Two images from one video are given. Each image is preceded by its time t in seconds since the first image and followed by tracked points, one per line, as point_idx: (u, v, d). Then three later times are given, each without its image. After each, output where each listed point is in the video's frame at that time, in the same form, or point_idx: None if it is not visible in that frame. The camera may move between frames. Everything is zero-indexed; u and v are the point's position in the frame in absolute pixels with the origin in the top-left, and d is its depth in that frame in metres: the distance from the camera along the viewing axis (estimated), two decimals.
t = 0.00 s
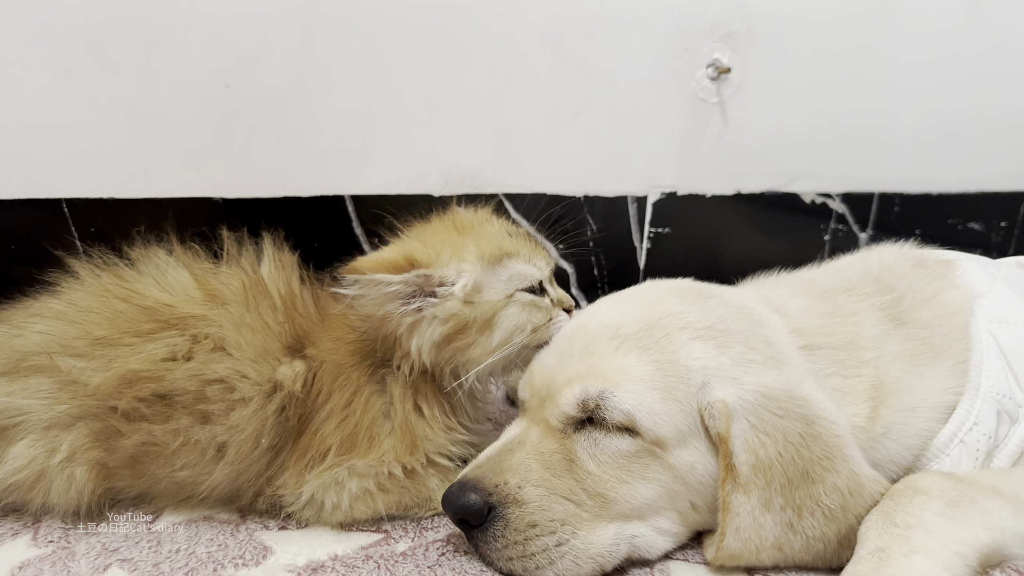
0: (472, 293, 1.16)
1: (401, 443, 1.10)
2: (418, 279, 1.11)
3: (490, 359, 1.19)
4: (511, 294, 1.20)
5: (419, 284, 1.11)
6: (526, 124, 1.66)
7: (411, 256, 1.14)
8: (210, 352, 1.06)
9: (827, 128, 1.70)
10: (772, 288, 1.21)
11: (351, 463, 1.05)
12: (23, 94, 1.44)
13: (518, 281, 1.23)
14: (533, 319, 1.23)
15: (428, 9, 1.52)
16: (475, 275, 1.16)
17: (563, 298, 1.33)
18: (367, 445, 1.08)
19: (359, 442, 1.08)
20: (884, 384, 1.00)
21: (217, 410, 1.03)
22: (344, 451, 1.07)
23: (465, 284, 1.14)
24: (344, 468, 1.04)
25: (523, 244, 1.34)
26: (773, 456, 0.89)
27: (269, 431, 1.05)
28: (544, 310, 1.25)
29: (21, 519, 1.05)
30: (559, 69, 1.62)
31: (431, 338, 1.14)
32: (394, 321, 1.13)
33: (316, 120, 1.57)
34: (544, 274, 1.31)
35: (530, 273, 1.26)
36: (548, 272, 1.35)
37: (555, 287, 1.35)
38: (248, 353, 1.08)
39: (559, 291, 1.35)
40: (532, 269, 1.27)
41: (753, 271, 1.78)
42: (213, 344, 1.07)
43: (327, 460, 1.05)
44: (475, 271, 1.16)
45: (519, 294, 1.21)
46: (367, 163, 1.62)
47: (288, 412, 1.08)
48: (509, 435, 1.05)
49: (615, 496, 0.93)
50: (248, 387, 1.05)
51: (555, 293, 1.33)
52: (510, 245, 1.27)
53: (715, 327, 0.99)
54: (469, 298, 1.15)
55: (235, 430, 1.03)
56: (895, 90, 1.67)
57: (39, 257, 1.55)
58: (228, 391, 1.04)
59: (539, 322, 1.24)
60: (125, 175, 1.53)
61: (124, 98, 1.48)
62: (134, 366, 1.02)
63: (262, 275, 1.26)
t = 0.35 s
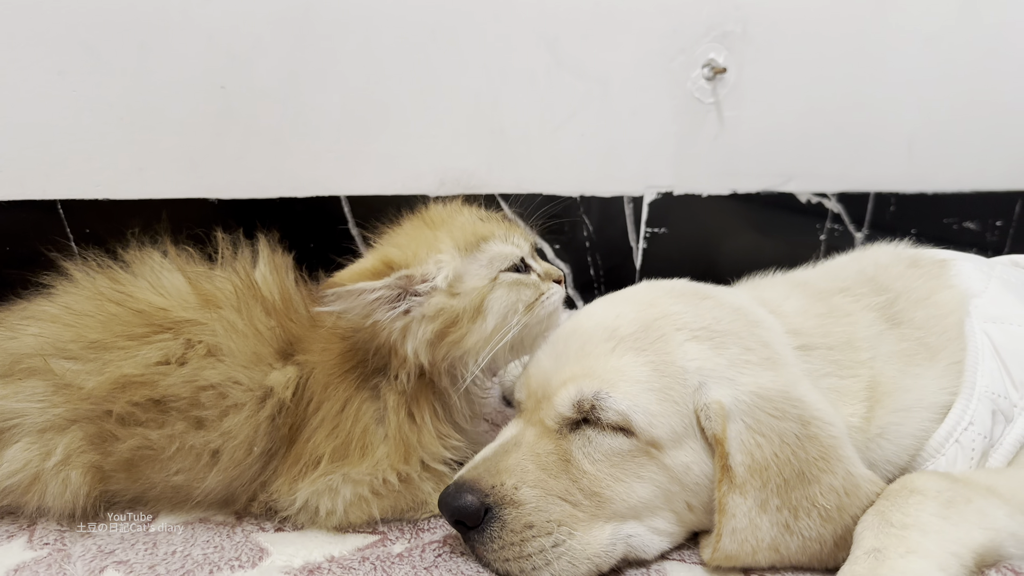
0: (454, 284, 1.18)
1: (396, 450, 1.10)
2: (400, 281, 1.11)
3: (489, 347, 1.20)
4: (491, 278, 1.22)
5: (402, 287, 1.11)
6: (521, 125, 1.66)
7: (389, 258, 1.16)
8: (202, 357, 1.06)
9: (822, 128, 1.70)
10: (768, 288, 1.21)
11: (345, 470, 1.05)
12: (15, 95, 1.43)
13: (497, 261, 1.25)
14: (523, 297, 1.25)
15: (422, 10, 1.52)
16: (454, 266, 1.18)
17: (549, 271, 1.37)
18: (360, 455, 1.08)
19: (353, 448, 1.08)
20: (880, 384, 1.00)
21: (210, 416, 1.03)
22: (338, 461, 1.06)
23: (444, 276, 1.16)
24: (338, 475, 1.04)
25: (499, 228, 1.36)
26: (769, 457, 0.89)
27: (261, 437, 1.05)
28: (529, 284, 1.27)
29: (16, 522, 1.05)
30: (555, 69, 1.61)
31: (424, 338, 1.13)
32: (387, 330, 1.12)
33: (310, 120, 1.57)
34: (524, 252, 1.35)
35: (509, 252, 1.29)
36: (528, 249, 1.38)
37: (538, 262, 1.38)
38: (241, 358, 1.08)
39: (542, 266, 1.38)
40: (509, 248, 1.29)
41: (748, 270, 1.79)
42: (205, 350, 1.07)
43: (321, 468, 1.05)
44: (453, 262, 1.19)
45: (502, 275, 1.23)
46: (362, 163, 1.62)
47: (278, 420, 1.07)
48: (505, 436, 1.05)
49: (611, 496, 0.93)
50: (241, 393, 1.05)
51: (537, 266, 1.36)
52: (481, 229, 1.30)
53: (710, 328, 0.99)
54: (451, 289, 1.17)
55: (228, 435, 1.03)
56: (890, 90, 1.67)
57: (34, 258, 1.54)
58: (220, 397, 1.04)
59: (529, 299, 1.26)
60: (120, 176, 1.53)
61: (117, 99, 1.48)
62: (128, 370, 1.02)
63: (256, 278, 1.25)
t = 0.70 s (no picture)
0: (461, 275, 1.19)
1: (397, 440, 1.11)
2: (409, 265, 1.14)
3: (485, 341, 1.21)
4: (495, 274, 1.24)
5: (409, 270, 1.14)
6: (517, 123, 1.66)
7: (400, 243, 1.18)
8: (202, 352, 1.06)
9: (817, 125, 1.70)
10: (764, 284, 1.21)
11: (345, 463, 1.06)
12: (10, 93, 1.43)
13: (502, 259, 1.27)
14: (522, 299, 1.27)
15: (418, 8, 1.52)
16: (462, 258, 1.20)
17: (546, 277, 1.39)
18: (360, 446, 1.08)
19: (353, 441, 1.08)
20: (876, 379, 1.01)
21: (209, 410, 1.03)
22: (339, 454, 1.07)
23: (452, 266, 1.17)
24: (338, 468, 1.05)
25: (502, 228, 1.38)
26: (765, 452, 0.89)
27: (261, 430, 1.05)
28: (528, 287, 1.29)
29: (15, 519, 1.05)
30: (551, 67, 1.62)
31: (425, 323, 1.14)
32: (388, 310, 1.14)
33: (307, 118, 1.57)
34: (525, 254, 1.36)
35: (512, 252, 1.30)
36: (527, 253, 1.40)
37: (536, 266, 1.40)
38: (240, 352, 1.08)
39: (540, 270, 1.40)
40: (512, 249, 1.31)
41: (744, 267, 1.80)
42: (205, 344, 1.07)
43: (321, 460, 1.06)
44: (462, 254, 1.20)
45: (505, 275, 1.25)
46: (358, 160, 1.62)
47: (280, 411, 1.07)
48: (503, 431, 1.05)
49: (608, 490, 0.94)
50: (240, 386, 1.04)
51: (535, 271, 1.38)
52: (488, 227, 1.32)
53: (707, 323, 0.99)
54: (459, 279, 1.18)
55: (227, 429, 1.03)
56: (886, 88, 1.67)
57: (32, 256, 1.54)
58: (220, 391, 1.04)
59: (528, 301, 1.28)
60: (116, 173, 1.52)
61: (114, 98, 1.48)
62: (128, 366, 1.02)
63: (254, 274, 1.26)
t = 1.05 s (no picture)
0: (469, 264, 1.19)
1: (397, 430, 1.10)
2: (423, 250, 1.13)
3: (482, 332, 1.22)
4: (495, 267, 1.24)
5: (423, 255, 1.13)
6: (514, 117, 1.67)
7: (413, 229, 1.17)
8: (202, 342, 1.06)
9: (813, 118, 1.71)
10: (761, 274, 1.22)
11: (346, 453, 1.05)
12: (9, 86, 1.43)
13: (501, 253, 1.27)
14: (516, 294, 1.27)
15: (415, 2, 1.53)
16: (471, 249, 1.20)
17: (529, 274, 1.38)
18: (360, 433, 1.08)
19: (353, 432, 1.08)
20: (873, 368, 1.02)
21: (210, 399, 1.03)
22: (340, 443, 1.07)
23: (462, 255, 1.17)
24: (339, 459, 1.05)
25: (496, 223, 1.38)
26: (764, 440, 0.90)
27: (262, 419, 1.06)
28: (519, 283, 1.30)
29: (17, 509, 1.05)
30: (548, 60, 1.62)
31: (432, 310, 1.14)
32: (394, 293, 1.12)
33: (305, 112, 1.57)
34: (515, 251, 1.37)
35: (509, 248, 1.30)
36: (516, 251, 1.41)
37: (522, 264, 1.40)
38: (239, 342, 1.08)
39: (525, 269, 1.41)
40: (509, 245, 1.31)
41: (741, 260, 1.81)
42: (205, 334, 1.08)
43: (322, 452, 1.05)
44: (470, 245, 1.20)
45: (503, 269, 1.25)
46: (356, 153, 1.63)
47: (278, 402, 1.08)
48: (502, 421, 1.06)
49: (607, 478, 0.94)
50: (240, 375, 1.05)
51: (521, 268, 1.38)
52: (487, 222, 1.32)
53: (705, 312, 1.00)
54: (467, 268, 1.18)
55: (228, 418, 1.03)
56: (882, 81, 1.68)
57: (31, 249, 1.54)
58: (220, 380, 1.05)
59: (520, 297, 1.28)
60: (115, 165, 1.53)
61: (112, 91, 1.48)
62: (129, 356, 1.03)
63: (253, 265, 1.26)
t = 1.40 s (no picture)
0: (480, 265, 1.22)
1: (393, 425, 1.10)
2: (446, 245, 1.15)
3: (479, 337, 1.25)
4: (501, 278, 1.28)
5: (442, 250, 1.16)
6: (510, 109, 1.67)
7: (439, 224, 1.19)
8: (196, 336, 1.06)
9: (808, 109, 1.72)
10: (757, 265, 1.23)
11: (343, 448, 1.05)
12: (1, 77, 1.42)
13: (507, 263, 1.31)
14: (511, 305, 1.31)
15: None
16: (485, 253, 1.23)
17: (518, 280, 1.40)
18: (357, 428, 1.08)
19: (351, 427, 1.08)
20: (868, 357, 1.02)
21: (206, 393, 1.03)
22: (336, 438, 1.07)
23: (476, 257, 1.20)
24: (336, 455, 1.05)
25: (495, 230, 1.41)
26: (760, 429, 0.91)
27: (258, 412, 1.06)
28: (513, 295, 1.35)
29: (15, 502, 1.05)
30: (543, 51, 1.62)
31: (442, 306, 1.16)
32: (409, 282, 1.13)
33: (299, 104, 1.57)
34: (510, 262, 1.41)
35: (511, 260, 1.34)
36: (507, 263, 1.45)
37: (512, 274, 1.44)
38: (235, 336, 1.08)
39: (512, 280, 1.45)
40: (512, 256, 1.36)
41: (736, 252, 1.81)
42: (200, 328, 1.07)
43: (319, 447, 1.05)
44: (485, 250, 1.24)
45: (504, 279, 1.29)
46: (351, 146, 1.62)
47: (273, 398, 1.08)
48: (500, 412, 1.06)
49: (605, 467, 0.95)
50: (235, 369, 1.05)
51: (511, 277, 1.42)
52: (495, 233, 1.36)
53: (702, 303, 1.00)
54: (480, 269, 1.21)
55: (224, 412, 1.03)
56: (877, 73, 1.68)
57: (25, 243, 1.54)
58: (215, 374, 1.05)
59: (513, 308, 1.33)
60: (109, 158, 1.52)
61: (105, 83, 1.47)
62: (126, 349, 1.02)
63: (249, 258, 1.25)
